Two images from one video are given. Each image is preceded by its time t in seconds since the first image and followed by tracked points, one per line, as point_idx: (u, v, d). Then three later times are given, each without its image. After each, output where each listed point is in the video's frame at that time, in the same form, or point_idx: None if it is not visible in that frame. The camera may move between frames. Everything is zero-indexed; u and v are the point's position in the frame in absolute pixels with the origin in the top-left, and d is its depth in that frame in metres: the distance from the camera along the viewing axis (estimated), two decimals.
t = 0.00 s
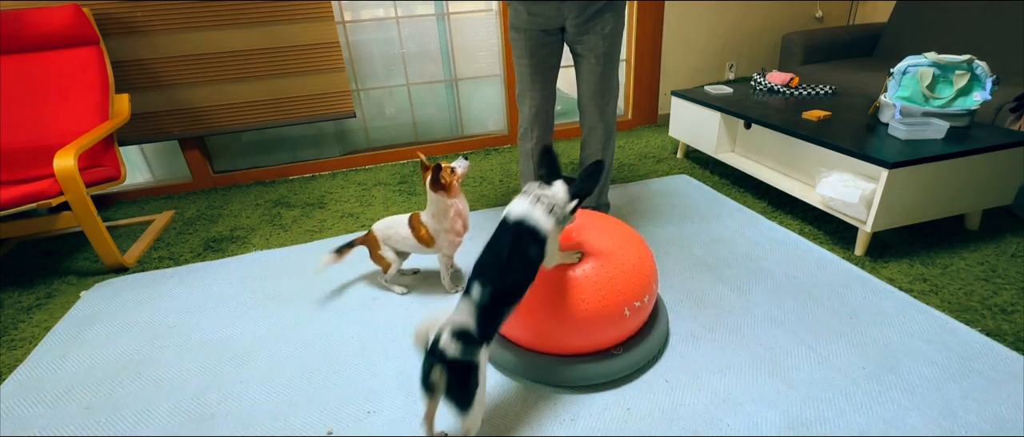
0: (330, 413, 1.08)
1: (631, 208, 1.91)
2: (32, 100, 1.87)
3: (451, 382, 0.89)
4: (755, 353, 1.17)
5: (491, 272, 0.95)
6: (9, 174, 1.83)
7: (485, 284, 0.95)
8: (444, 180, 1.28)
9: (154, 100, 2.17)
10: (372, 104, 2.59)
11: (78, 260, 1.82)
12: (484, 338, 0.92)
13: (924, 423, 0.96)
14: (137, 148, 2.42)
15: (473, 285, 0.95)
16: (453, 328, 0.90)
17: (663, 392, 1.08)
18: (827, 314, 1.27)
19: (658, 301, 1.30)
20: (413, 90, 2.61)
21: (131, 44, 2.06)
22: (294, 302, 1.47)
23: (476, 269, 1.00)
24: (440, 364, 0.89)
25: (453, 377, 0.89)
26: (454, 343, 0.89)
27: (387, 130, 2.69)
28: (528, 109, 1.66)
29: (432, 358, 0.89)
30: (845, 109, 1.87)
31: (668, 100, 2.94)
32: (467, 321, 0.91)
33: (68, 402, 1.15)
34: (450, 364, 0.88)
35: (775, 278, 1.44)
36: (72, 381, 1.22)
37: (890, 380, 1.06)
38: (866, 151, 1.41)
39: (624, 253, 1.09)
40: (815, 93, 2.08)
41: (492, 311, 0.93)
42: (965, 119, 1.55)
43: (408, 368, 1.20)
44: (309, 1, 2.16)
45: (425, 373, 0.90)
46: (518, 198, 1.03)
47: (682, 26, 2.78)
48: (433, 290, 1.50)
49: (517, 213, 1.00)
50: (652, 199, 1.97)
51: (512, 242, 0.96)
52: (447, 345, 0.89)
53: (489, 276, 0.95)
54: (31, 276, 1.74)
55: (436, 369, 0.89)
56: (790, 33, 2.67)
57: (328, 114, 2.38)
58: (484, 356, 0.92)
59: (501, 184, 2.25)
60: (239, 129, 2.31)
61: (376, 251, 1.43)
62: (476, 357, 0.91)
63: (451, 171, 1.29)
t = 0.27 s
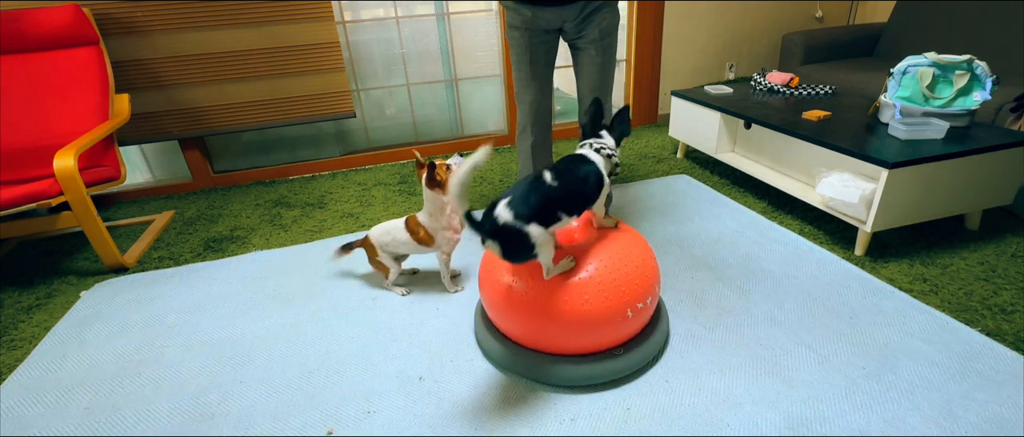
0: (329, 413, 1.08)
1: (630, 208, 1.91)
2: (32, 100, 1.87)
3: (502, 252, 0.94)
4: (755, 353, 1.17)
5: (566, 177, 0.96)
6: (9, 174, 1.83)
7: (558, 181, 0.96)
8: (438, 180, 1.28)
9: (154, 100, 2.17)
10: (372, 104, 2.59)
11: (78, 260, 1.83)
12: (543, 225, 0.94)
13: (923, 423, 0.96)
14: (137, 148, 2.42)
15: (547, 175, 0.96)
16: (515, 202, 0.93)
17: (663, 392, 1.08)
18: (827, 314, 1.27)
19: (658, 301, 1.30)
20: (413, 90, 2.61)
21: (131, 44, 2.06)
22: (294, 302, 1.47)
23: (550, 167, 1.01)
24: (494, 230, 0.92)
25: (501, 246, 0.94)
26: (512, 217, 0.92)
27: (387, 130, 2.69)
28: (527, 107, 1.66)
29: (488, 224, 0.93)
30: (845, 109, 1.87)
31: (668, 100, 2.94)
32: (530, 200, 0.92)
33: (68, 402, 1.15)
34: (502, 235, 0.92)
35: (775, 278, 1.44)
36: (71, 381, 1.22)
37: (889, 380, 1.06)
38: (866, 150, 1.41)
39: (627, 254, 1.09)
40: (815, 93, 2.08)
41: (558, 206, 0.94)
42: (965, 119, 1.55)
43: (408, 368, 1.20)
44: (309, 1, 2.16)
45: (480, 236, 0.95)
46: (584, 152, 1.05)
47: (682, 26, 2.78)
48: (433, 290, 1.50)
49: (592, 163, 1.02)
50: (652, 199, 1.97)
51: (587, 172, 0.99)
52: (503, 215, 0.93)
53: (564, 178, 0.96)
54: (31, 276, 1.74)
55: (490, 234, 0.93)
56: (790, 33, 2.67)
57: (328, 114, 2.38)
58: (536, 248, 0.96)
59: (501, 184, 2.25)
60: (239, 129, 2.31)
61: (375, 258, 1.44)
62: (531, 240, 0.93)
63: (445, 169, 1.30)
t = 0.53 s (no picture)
0: (329, 413, 1.08)
1: (630, 208, 1.91)
2: (32, 100, 1.87)
3: (543, 239, 0.98)
4: (755, 353, 1.17)
5: (580, 157, 1.04)
6: (9, 174, 1.83)
7: (576, 164, 1.03)
8: (434, 178, 1.28)
9: (154, 100, 2.18)
10: (372, 104, 2.59)
11: (77, 260, 1.83)
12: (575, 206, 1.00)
13: (923, 423, 0.96)
14: (137, 148, 2.42)
15: (564, 160, 1.03)
16: (550, 192, 0.97)
17: (663, 392, 1.08)
18: (827, 314, 1.27)
19: (658, 301, 1.30)
20: (413, 90, 2.61)
21: (131, 44, 2.06)
22: (294, 302, 1.47)
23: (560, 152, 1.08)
24: (535, 224, 0.96)
25: (542, 235, 0.98)
26: (551, 206, 0.96)
27: (387, 130, 2.69)
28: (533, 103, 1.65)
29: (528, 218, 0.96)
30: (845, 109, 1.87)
31: (668, 100, 2.94)
32: (562, 187, 0.98)
33: (68, 402, 1.15)
34: (545, 225, 0.96)
35: (775, 278, 1.44)
36: (71, 381, 1.22)
37: (890, 380, 1.06)
38: (866, 150, 1.41)
39: (626, 253, 1.09)
40: (815, 93, 2.08)
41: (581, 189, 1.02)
42: (965, 119, 1.55)
43: (408, 368, 1.20)
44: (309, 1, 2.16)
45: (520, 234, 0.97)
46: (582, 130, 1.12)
47: (682, 26, 2.78)
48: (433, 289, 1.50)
49: (594, 138, 1.09)
50: (651, 199, 1.97)
51: (596, 149, 1.07)
52: (541, 206, 0.97)
53: (579, 159, 1.04)
54: (31, 276, 1.74)
55: (533, 227, 0.97)
56: (790, 33, 2.67)
57: (328, 114, 2.38)
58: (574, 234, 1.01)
59: (501, 184, 2.25)
60: (239, 129, 2.31)
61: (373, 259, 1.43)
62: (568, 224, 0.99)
63: (446, 169, 1.30)
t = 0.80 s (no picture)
0: (329, 414, 1.08)
1: (630, 208, 1.91)
2: (32, 100, 1.87)
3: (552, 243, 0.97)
4: (755, 353, 1.17)
5: (583, 161, 1.04)
6: (9, 174, 1.83)
7: (579, 168, 1.03)
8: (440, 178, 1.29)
9: (154, 100, 2.18)
10: (372, 104, 2.59)
11: (77, 260, 1.83)
12: (580, 210, 1.00)
13: (923, 423, 0.96)
14: (137, 148, 2.42)
15: (568, 165, 1.03)
16: (558, 198, 0.97)
17: (662, 392, 1.08)
18: (827, 314, 1.27)
19: (658, 301, 1.30)
20: (413, 90, 2.61)
21: (131, 44, 2.06)
22: (293, 302, 1.48)
23: (560, 156, 1.07)
24: (544, 228, 0.95)
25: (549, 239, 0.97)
26: (560, 211, 0.96)
27: (387, 130, 2.69)
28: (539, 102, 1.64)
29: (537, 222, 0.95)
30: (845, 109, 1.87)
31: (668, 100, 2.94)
32: (569, 193, 0.98)
33: (68, 402, 1.15)
34: (553, 230, 0.95)
35: (775, 278, 1.44)
36: (71, 381, 1.22)
37: (890, 380, 1.06)
38: (866, 150, 1.41)
39: (626, 253, 1.09)
40: (815, 93, 2.08)
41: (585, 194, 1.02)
42: (965, 119, 1.55)
43: (408, 368, 1.20)
44: (309, 1, 2.16)
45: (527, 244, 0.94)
46: (582, 128, 1.13)
47: (682, 26, 2.78)
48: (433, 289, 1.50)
49: (592, 139, 1.11)
50: (651, 199, 1.97)
51: (597, 153, 1.08)
52: (548, 210, 0.95)
53: (581, 163, 1.04)
54: (31, 276, 1.74)
55: (542, 232, 0.95)
56: (790, 33, 2.67)
57: (328, 114, 2.38)
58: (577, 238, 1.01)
59: (500, 184, 2.25)
60: (239, 129, 2.31)
61: (376, 259, 1.42)
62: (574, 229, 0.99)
63: (449, 170, 1.31)
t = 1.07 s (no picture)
0: (329, 414, 1.08)
1: (630, 208, 1.91)
2: (32, 100, 1.87)
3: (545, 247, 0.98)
4: (755, 353, 1.17)
5: (572, 163, 1.05)
6: (9, 174, 1.83)
7: (567, 170, 1.04)
8: (448, 173, 1.29)
9: (154, 100, 2.18)
10: (372, 104, 2.59)
11: (78, 260, 1.83)
12: (572, 212, 1.00)
13: (924, 423, 0.96)
14: (137, 148, 2.42)
15: (556, 168, 1.04)
16: (546, 200, 0.97)
17: (662, 392, 1.08)
18: (827, 314, 1.27)
19: (658, 301, 1.30)
20: (413, 90, 2.61)
21: (131, 44, 2.06)
22: (293, 302, 1.48)
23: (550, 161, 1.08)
24: (534, 233, 0.96)
25: (541, 243, 0.98)
26: (549, 215, 0.96)
27: (387, 130, 2.68)
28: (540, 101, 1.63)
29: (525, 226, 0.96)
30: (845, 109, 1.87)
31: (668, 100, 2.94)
32: (558, 194, 0.98)
33: (68, 402, 1.15)
34: (544, 234, 0.96)
35: (775, 278, 1.44)
36: (71, 381, 1.22)
37: (890, 380, 1.06)
38: (866, 150, 1.41)
39: (625, 253, 1.09)
40: (815, 93, 2.08)
41: (576, 196, 1.02)
42: (965, 119, 1.55)
43: (408, 368, 1.20)
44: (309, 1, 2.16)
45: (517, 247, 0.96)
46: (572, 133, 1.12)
47: (682, 26, 2.78)
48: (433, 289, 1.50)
49: (581, 140, 1.10)
50: (652, 200, 1.97)
51: (586, 153, 1.08)
52: (537, 215, 0.96)
53: (570, 165, 1.05)
54: (31, 276, 1.74)
55: (532, 237, 0.96)
56: (790, 33, 2.67)
57: (328, 114, 2.38)
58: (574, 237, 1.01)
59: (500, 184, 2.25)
60: (239, 129, 2.31)
61: (381, 255, 1.41)
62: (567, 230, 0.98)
63: (455, 165, 1.31)
